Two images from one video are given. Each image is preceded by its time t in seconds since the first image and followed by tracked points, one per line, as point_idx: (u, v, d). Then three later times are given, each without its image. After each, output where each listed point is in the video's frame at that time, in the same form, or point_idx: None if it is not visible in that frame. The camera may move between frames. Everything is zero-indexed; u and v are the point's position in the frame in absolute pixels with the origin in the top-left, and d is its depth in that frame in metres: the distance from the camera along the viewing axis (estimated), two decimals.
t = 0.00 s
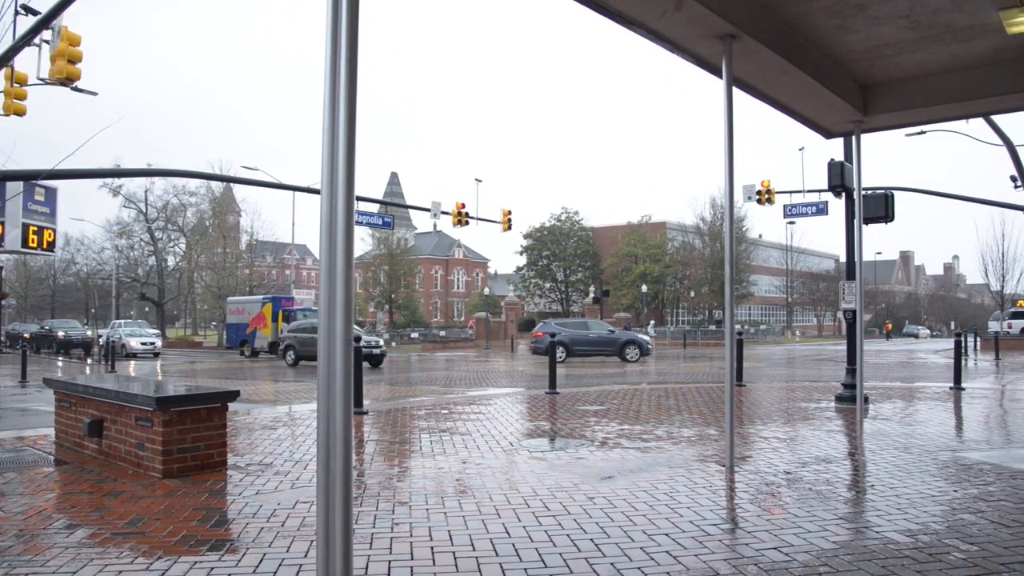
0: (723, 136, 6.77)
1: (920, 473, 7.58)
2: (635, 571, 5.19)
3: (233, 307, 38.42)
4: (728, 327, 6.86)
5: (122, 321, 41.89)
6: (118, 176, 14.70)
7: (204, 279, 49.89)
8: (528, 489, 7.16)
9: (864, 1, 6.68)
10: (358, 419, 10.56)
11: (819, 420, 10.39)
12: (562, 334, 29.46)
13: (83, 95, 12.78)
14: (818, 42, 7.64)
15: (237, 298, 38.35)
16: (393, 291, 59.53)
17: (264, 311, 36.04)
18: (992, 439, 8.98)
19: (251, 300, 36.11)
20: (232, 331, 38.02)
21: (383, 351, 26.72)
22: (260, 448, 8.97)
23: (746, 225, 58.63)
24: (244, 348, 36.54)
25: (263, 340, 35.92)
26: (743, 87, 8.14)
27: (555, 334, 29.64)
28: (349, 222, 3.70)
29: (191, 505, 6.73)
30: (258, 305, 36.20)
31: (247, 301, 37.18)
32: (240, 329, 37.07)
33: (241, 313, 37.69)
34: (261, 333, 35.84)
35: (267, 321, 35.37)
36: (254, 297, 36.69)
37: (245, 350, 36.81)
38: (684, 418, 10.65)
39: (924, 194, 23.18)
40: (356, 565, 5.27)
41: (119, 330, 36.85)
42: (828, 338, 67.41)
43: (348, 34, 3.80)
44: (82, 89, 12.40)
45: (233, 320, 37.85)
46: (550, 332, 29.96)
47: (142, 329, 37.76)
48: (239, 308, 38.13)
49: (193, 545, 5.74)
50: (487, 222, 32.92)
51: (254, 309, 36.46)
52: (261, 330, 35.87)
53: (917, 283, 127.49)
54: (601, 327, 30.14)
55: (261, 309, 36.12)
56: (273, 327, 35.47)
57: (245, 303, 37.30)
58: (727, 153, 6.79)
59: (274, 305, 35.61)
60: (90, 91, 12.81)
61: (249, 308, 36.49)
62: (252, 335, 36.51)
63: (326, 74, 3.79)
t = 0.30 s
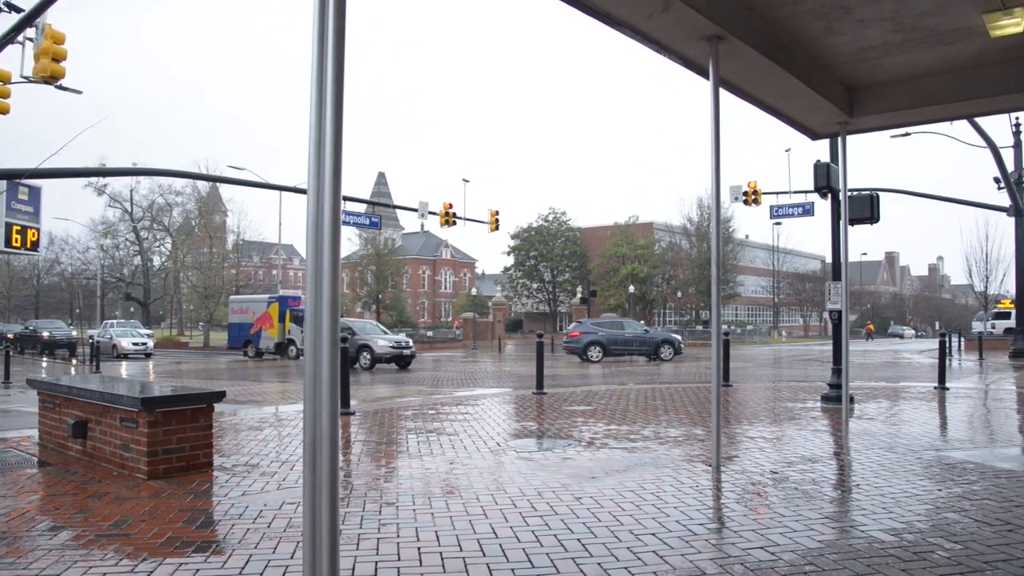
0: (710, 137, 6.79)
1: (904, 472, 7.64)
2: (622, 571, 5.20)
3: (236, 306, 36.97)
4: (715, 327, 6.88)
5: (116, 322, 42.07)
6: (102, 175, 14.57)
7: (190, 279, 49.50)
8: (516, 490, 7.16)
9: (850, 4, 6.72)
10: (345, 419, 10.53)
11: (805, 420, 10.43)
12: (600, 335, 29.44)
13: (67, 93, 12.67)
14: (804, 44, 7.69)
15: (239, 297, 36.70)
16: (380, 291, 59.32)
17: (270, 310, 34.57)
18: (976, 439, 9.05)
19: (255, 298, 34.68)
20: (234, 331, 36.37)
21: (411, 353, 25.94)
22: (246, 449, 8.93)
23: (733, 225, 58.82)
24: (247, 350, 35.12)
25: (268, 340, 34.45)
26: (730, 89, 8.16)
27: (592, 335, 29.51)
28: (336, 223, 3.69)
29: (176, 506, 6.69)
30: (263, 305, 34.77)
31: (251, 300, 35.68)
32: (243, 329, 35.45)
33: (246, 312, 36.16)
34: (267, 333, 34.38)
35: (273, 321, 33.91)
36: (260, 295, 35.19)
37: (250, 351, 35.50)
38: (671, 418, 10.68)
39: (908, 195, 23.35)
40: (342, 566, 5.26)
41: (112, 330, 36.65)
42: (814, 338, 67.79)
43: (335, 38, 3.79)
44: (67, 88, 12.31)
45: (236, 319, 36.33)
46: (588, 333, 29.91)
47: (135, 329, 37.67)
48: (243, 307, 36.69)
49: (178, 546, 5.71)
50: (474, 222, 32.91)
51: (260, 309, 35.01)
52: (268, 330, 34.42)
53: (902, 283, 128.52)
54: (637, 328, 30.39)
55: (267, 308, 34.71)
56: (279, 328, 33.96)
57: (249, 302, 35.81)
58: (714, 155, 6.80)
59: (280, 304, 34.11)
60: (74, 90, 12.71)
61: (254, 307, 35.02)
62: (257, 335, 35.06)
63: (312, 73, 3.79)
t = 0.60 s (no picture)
0: (696, 138, 6.81)
1: (888, 472, 7.68)
2: (608, 571, 5.20)
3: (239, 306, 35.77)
4: (700, 328, 6.89)
5: (109, 322, 42.11)
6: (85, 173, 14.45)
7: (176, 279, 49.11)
8: (502, 490, 7.15)
9: (835, 6, 6.76)
10: (331, 420, 10.50)
11: (790, 420, 10.47)
12: (635, 335, 29.83)
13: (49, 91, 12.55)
14: (789, 46, 7.73)
15: (242, 297, 35.58)
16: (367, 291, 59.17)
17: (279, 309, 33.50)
18: (960, 438, 9.13)
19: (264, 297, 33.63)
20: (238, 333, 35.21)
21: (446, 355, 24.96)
22: (232, 450, 8.88)
23: (719, 226, 59.07)
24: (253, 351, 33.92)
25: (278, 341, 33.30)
26: (716, 90, 8.19)
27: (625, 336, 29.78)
28: (321, 223, 3.67)
29: (160, 508, 6.64)
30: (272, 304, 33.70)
31: (257, 299, 34.51)
32: (248, 329, 34.42)
33: (251, 313, 34.99)
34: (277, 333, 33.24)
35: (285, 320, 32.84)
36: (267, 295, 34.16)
37: (256, 352, 34.34)
38: (657, 418, 10.72)
39: (892, 196, 23.52)
40: (328, 568, 5.23)
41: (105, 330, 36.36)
42: (799, 338, 68.20)
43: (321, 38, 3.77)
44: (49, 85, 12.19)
45: (239, 319, 35.05)
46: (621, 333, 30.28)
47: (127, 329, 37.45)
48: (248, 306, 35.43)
49: (163, 548, 5.67)
50: (461, 222, 32.87)
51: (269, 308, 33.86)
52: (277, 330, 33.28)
53: (887, 284, 129.51)
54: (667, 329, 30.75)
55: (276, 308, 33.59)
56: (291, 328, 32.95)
57: (256, 301, 34.57)
58: (701, 156, 6.83)
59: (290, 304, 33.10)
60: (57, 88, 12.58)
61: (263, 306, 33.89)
62: (265, 335, 33.83)
63: (298, 71, 3.78)
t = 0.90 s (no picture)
0: (683, 138, 6.83)
1: (874, 471, 7.73)
2: (595, 571, 5.20)
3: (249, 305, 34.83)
4: (688, 327, 6.90)
5: (105, 322, 42.10)
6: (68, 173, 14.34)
7: (162, 279, 48.74)
8: (490, 490, 7.15)
9: (822, 7, 6.80)
10: (318, 420, 10.47)
11: (777, 420, 10.51)
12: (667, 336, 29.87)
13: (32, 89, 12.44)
14: (776, 47, 7.77)
15: (252, 295, 34.78)
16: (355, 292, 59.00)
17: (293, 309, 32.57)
18: (944, 437, 9.21)
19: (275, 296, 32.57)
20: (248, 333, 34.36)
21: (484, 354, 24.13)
22: (219, 450, 8.84)
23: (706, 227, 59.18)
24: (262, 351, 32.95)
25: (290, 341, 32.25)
26: (704, 91, 8.22)
27: (654, 335, 29.90)
28: (308, 222, 3.66)
29: (146, 509, 6.60)
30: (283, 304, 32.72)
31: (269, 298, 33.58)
32: (258, 328, 33.61)
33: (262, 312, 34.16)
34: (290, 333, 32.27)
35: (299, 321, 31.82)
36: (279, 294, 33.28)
37: (266, 353, 33.32)
38: (645, 418, 10.74)
39: (877, 197, 23.67)
40: (315, 568, 5.22)
41: (100, 330, 35.95)
42: (785, 338, 68.49)
43: (309, 37, 3.76)
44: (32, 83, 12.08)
45: (249, 319, 34.30)
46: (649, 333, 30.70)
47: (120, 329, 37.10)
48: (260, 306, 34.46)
49: (148, 550, 5.63)
50: (449, 222, 32.84)
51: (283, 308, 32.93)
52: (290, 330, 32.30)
53: (873, 284, 130.29)
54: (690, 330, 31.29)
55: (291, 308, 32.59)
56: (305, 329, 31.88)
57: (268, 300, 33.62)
58: (689, 156, 6.85)
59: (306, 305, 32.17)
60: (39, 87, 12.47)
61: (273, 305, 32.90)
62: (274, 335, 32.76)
63: (286, 68, 3.76)
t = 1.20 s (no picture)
0: (671, 139, 6.85)
1: (860, 470, 7.78)
2: (583, 571, 5.20)
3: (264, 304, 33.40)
4: (675, 327, 6.90)
5: (103, 322, 42.09)
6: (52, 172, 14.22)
7: (147, 279, 48.41)
8: (477, 491, 7.15)
9: (808, 9, 6.85)
10: (305, 421, 10.43)
11: (763, 420, 10.55)
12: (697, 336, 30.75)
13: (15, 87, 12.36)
14: (763, 49, 7.80)
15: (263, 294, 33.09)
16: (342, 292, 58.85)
17: (314, 309, 31.35)
18: (929, 437, 9.26)
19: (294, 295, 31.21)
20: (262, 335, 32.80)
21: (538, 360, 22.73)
22: (205, 451, 8.79)
23: (693, 227, 59.30)
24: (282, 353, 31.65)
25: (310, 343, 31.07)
26: (692, 92, 8.24)
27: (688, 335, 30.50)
28: (295, 223, 3.64)
29: (131, 511, 6.56)
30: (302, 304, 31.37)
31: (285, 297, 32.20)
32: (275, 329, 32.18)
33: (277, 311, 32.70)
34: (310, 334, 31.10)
35: (319, 321, 30.71)
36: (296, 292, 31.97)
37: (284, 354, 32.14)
38: (633, 418, 10.76)
39: (863, 198, 23.81)
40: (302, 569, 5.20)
41: (98, 330, 35.55)
42: (771, 338, 68.77)
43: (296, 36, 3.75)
44: (15, 81, 11.98)
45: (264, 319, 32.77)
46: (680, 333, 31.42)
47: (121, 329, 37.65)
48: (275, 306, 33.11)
49: (134, 552, 5.59)
50: (436, 222, 32.80)
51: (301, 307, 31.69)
52: (310, 331, 31.15)
53: (859, 284, 131.16)
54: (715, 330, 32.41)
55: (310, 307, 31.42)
56: (326, 329, 30.86)
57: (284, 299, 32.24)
58: (675, 157, 6.87)
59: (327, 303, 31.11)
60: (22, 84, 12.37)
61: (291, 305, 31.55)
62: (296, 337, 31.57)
63: (273, 66, 3.75)
